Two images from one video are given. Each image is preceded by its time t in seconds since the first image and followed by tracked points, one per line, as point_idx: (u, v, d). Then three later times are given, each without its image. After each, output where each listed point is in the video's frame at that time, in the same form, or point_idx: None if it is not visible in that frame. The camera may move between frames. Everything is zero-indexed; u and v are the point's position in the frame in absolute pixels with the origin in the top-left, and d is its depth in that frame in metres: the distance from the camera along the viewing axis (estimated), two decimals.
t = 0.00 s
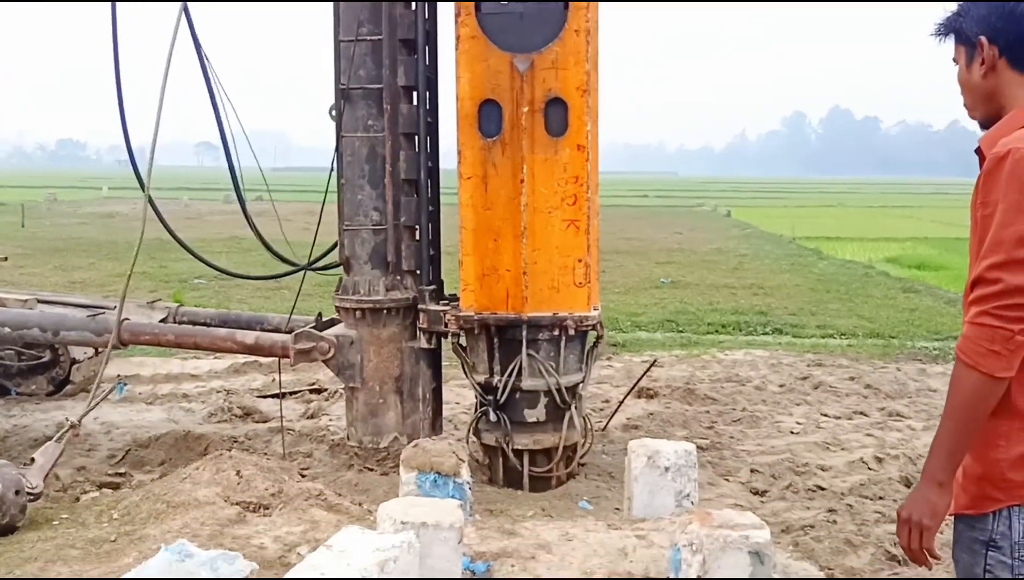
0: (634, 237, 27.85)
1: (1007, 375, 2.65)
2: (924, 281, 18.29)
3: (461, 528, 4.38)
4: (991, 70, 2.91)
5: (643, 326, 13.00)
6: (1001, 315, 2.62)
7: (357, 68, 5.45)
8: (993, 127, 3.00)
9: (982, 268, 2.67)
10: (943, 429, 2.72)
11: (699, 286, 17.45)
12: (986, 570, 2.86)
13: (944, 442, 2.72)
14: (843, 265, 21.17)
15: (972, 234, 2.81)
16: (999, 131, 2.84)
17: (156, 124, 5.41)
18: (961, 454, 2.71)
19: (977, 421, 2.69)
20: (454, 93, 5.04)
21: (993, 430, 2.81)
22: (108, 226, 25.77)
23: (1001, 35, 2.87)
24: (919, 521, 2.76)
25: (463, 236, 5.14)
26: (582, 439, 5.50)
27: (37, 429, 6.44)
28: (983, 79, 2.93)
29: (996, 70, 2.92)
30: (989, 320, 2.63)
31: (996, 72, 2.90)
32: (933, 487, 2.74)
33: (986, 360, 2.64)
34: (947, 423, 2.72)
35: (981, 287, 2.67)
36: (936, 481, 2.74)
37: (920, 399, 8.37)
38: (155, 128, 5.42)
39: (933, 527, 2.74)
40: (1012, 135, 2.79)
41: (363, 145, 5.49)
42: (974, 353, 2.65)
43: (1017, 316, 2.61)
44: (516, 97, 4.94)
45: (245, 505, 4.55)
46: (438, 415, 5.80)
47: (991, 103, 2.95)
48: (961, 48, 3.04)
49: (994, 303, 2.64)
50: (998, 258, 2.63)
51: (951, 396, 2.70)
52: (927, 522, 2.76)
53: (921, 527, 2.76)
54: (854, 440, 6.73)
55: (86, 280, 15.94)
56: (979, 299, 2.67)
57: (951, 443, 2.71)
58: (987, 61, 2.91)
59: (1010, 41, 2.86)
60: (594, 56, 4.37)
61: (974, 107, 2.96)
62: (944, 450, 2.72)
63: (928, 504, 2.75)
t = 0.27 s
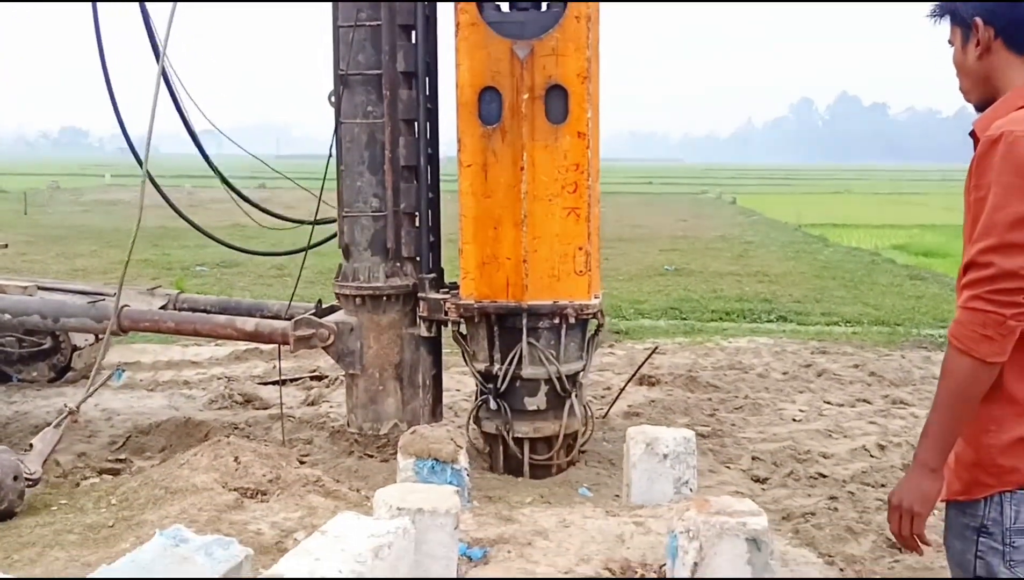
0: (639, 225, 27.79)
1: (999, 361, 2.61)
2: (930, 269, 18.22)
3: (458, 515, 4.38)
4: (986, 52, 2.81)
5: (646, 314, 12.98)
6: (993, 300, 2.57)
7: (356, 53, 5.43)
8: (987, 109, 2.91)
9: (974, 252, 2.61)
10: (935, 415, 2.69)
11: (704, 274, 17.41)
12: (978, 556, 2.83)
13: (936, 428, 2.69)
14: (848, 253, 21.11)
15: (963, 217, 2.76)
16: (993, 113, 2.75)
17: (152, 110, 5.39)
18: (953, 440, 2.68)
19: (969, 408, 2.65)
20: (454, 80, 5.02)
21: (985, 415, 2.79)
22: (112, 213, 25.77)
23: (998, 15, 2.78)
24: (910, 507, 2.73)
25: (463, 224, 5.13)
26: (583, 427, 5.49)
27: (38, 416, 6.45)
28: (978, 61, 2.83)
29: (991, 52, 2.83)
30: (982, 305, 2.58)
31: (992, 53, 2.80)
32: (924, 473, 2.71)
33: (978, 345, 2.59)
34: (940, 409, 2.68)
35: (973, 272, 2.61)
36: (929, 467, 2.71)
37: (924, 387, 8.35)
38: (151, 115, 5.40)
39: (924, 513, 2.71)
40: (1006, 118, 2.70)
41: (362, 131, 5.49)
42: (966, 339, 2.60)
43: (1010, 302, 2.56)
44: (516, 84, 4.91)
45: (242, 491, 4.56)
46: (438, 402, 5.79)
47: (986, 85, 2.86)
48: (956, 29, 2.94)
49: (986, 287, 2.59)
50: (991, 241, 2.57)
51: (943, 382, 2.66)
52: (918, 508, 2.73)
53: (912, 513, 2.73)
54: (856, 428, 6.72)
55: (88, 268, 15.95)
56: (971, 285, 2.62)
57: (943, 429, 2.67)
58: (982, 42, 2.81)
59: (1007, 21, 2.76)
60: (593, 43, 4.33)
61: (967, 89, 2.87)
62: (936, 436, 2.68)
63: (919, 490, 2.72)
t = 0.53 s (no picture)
0: (644, 215, 27.74)
1: (991, 348, 2.51)
2: (937, 259, 18.16)
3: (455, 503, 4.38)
4: (983, 36, 2.74)
5: (651, 304, 12.96)
6: (984, 287, 2.48)
7: (354, 42, 5.41)
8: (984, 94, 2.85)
9: (966, 239, 2.51)
10: (925, 403, 2.60)
11: (709, 264, 17.37)
12: (968, 545, 2.73)
13: (927, 415, 2.60)
14: (855, 243, 21.05)
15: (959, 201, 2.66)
16: (988, 96, 2.67)
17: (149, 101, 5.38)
18: (944, 427, 2.59)
19: (960, 395, 2.56)
20: (454, 68, 5.00)
21: (977, 403, 2.69)
22: (116, 203, 25.78)
23: None
24: (899, 495, 2.64)
25: (463, 213, 5.11)
26: (584, 417, 5.48)
27: (39, 404, 6.46)
28: (975, 45, 2.77)
29: (987, 35, 2.76)
30: (973, 292, 2.49)
31: (988, 37, 2.74)
32: (914, 461, 2.63)
33: (969, 333, 2.50)
34: (930, 397, 2.59)
35: (965, 258, 2.52)
36: (918, 455, 2.62)
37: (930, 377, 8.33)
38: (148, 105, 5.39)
39: (914, 501, 2.62)
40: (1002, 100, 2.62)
41: (361, 120, 5.46)
42: (957, 326, 2.51)
43: (1002, 289, 2.46)
44: (516, 72, 4.89)
45: (240, 479, 4.57)
46: (438, 390, 5.79)
47: (984, 69, 2.79)
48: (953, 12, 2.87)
49: (977, 274, 2.49)
50: (983, 228, 2.47)
51: (934, 369, 2.57)
52: (907, 496, 2.64)
53: (902, 501, 2.64)
54: (860, 418, 6.70)
55: (93, 258, 15.96)
56: (963, 271, 2.52)
57: (934, 417, 2.58)
58: (978, 27, 2.74)
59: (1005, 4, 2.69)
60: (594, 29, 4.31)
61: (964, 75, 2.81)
62: (926, 423, 2.60)
63: (908, 478, 2.64)
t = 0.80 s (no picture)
0: (647, 206, 27.70)
1: (984, 339, 2.50)
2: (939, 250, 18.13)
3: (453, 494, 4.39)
4: (981, 25, 2.71)
5: (653, 295, 12.95)
6: (978, 278, 2.46)
7: (353, 32, 5.40)
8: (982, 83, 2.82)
9: (959, 229, 2.49)
10: (919, 394, 2.59)
11: (711, 255, 17.35)
12: (962, 536, 2.73)
13: (920, 406, 2.59)
14: (858, 234, 21.02)
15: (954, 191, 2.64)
16: (985, 86, 2.65)
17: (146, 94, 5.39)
18: (936, 419, 2.58)
19: (953, 387, 2.55)
20: (454, 59, 4.98)
21: (970, 395, 2.69)
22: (118, 194, 25.76)
23: None
24: (892, 486, 2.62)
25: (462, 204, 5.10)
26: (584, 410, 5.49)
27: (39, 395, 6.47)
28: (972, 34, 2.74)
29: (985, 24, 2.73)
30: (966, 283, 2.47)
31: (986, 26, 2.71)
32: (907, 452, 2.62)
33: (962, 324, 2.49)
34: (923, 388, 2.58)
35: (959, 249, 2.50)
36: (911, 445, 2.61)
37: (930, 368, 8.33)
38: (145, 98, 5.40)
39: (906, 492, 2.61)
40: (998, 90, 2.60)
41: (360, 111, 5.46)
42: (950, 317, 2.50)
43: (997, 279, 2.45)
44: (516, 63, 4.87)
45: (238, 470, 4.58)
46: (438, 381, 5.79)
47: (981, 58, 2.76)
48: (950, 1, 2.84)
49: (970, 265, 2.47)
50: (976, 218, 2.45)
51: (927, 360, 2.57)
52: (899, 487, 2.63)
53: (894, 492, 2.63)
54: (860, 409, 6.70)
55: (95, 249, 15.96)
56: (956, 261, 2.50)
57: (927, 408, 2.57)
58: (976, 15, 2.71)
59: None
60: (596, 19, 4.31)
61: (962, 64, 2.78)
62: (919, 414, 2.59)
63: (901, 468, 2.62)
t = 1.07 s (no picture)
0: (645, 198, 27.69)
1: (982, 335, 2.51)
2: (936, 243, 18.14)
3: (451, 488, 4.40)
4: (981, 18, 2.70)
5: (651, 287, 12.96)
6: (977, 273, 2.46)
7: (354, 24, 5.38)
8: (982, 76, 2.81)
9: (958, 224, 2.49)
10: (917, 390, 2.60)
11: (710, 248, 17.35)
12: (960, 534, 2.73)
13: (918, 402, 2.60)
14: (856, 226, 21.02)
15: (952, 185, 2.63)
16: (985, 80, 2.64)
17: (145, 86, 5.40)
18: (934, 415, 2.59)
19: (950, 383, 2.56)
20: (454, 52, 4.97)
21: (969, 391, 2.69)
22: (116, 186, 25.72)
23: None
24: (889, 483, 2.63)
25: (462, 198, 5.09)
26: (582, 403, 5.49)
27: (38, 388, 6.47)
28: (973, 26, 2.73)
29: (985, 17, 2.72)
30: (964, 278, 2.47)
31: (986, 18, 2.70)
32: (904, 449, 2.63)
33: (961, 320, 2.50)
34: (921, 385, 2.59)
35: (958, 244, 2.50)
36: (908, 442, 2.62)
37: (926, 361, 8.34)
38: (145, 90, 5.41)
39: (903, 489, 2.62)
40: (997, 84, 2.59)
41: (360, 103, 5.44)
42: (948, 313, 2.50)
43: (996, 275, 2.45)
44: (516, 56, 4.86)
45: (236, 465, 4.59)
46: (437, 375, 5.79)
47: (982, 51, 2.75)
48: None
49: (969, 260, 2.47)
50: (975, 213, 2.45)
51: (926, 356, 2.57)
52: (896, 484, 2.64)
53: (891, 489, 2.64)
54: (857, 402, 6.71)
55: (94, 241, 15.95)
56: (955, 257, 2.50)
57: (926, 405, 2.58)
58: (977, 8, 2.70)
59: None
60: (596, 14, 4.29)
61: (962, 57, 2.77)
62: (917, 411, 2.60)
63: (898, 465, 2.63)
